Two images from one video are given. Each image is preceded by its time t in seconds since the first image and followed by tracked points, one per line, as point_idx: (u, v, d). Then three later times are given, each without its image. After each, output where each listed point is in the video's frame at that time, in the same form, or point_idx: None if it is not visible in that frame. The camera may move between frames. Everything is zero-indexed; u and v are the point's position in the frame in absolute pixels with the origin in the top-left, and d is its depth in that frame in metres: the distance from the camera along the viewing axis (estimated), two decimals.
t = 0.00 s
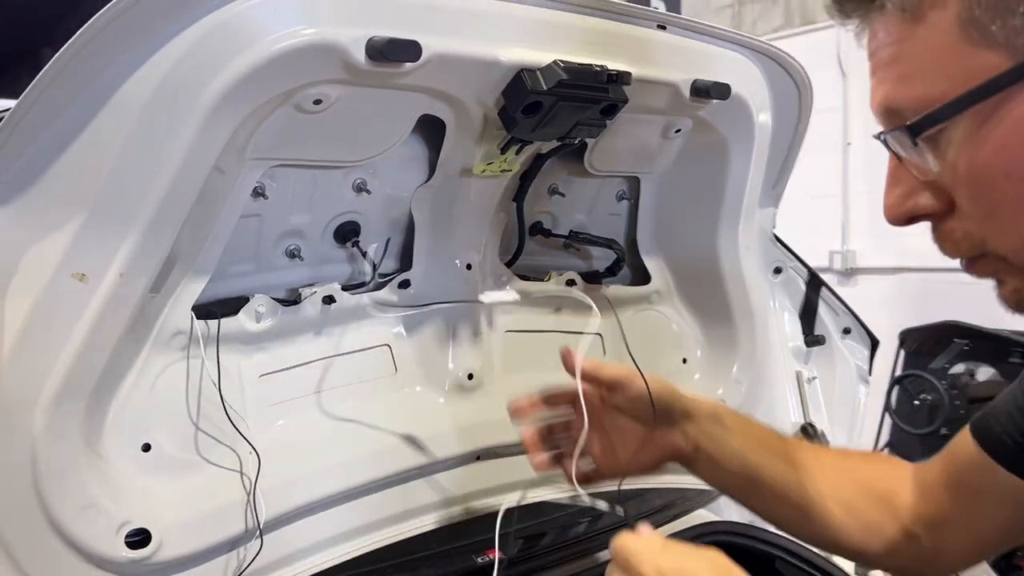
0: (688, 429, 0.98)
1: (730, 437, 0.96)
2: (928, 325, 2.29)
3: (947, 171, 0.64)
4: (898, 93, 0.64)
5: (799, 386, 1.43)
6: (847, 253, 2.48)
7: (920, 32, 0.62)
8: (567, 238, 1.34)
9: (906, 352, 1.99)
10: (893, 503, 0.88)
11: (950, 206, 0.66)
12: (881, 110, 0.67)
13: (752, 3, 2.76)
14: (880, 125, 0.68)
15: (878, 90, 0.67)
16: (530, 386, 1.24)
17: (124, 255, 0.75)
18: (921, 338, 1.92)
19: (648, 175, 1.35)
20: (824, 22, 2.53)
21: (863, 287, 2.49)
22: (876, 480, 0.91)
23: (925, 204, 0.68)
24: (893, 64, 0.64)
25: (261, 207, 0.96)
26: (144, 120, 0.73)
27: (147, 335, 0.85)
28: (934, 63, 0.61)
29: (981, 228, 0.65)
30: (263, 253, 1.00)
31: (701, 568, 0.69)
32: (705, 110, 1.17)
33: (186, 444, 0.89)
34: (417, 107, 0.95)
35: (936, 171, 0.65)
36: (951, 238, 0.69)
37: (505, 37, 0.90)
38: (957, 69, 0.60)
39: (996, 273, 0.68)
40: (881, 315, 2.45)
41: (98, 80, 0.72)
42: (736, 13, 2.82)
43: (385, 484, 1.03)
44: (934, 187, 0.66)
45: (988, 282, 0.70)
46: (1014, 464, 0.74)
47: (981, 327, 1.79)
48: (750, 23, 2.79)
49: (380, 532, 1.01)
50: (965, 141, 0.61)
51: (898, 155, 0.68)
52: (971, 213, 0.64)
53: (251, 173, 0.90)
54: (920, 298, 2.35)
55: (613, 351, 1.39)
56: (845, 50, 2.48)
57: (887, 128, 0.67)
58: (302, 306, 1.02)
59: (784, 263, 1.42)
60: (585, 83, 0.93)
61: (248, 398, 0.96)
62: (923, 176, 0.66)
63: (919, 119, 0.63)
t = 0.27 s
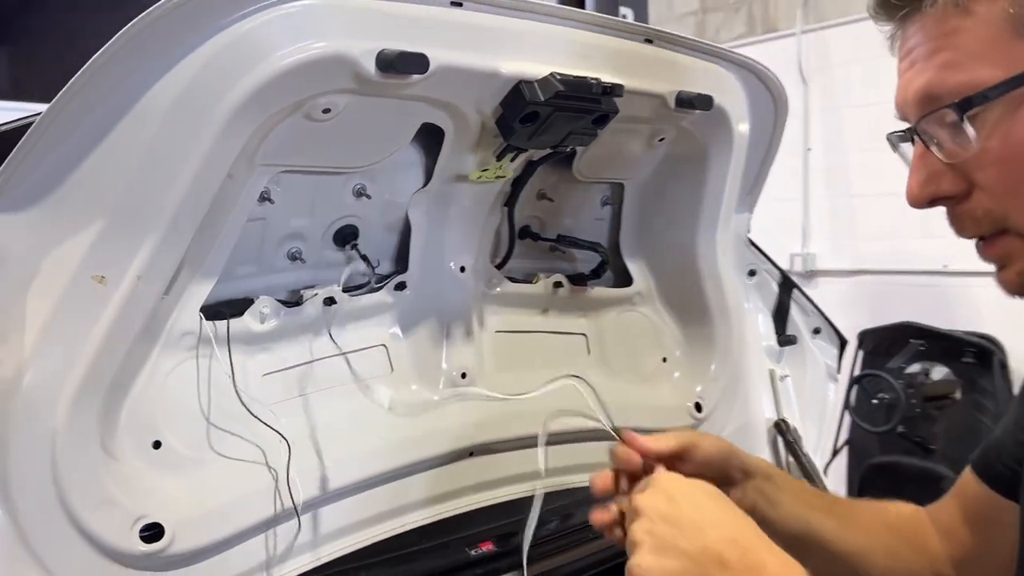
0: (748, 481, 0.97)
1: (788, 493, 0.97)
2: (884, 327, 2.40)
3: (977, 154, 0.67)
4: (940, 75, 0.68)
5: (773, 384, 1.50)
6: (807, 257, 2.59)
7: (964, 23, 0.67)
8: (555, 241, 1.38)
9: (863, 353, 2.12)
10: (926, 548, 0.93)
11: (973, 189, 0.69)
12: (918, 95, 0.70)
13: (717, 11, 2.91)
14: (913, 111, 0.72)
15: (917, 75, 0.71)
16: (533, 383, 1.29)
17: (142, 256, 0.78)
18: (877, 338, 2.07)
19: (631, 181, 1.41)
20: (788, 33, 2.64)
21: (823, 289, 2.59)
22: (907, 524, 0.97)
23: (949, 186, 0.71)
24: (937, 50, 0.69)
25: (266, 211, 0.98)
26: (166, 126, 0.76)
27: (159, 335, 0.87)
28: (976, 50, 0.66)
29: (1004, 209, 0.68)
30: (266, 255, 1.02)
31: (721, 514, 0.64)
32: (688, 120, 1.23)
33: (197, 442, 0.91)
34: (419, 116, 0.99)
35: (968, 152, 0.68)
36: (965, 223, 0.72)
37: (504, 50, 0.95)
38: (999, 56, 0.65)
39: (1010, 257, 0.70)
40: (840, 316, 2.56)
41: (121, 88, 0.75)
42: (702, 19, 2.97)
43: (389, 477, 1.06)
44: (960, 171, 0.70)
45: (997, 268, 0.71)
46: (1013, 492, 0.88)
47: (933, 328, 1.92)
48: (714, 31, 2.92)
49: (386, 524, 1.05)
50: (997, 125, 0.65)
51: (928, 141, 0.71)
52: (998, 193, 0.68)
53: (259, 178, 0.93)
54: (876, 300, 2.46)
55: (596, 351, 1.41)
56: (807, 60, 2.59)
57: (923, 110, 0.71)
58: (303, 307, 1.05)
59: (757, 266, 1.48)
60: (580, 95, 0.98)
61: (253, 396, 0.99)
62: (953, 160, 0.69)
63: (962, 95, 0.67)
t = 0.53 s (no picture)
0: (729, 373, 1.06)
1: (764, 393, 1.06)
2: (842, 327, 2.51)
3: (979, 137, 0.75)
4: (955, 63, 0.75)
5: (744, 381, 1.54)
6: (769, 259, 2.69)
7: (984, 18, 0.74)
8: (538, 244, 1.44)
9: (823, 354, 2.24)
10: (873, 478, 1.03)
11: (969, 169, 0.77)
12: (932, 78, 0.77)
13: (680, 19, 2.98)
14: (924, 94, 0.79)
15: (932, 62, 0.78)
16: (517, 379, 1.33)
17: (155, 259, 0.81)
18: (837, 340, 2.20)
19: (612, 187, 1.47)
20: (750, 40, 2.73)
21: (784, 291, 2.70)
22: (864, 459, 1.06)
23: (946, 165, 0.79)
24: (955, 40, 0.75)
25: (266, 215, 1.02)
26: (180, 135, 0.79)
27: (164, 335, 0.90)
28: (996, 43, 0.73)
29: (996, 188, 0.75)
30: (265, 257, 1.06)
31: (656, 511, 0.66)
32: (666, 129, 1.29)
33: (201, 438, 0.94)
34: (416, 124, 1.03)
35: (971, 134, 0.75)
36: (957, 199, 0.80)
37: (498, 63, 1.00)
38: (1013, 50, 0.72)
39: (989, 232, 0.78)
40: (801, 316, 2.67)
41: (136, 98, 0.78)
42: (665, 28, 3.03)
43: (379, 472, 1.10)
44: (961, 151, 0.77)
45: (974, 242, 0.80)
46: (964, 457, 0.97)
47: (891, 332, 2.10)
48: (679, 37, 2.99)
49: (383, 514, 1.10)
50: (1001, 113, 0.73)
51: (937, 122, 0.79)
52: (990, 172, 0.75)
53: (262, 183, 0.96)
54: (835, 301, 2.57)
55: (577, 351, 1.45)
56: (769, 68, 2.69)
57: (933, 93, 0.78)
58: (301, 308, 1.08)
59: (729, 268, 1.53)
60: (569, 105, 1.03)
61: (253, 395, 1.02)
62: (955, 141, 0.77)
63: (972, 82, 0.74)
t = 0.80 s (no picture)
0: (738, 336, 1.23)
1: (769, 358, 1.22)
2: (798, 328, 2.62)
3: (949, 131, 0.81)
4: (936, 61, 0.81)
5: (710, 379, 1.59)
6: (728, 262, 2.80)
7: (967, 23, 0.80)
8: (515, 246, 1.49)
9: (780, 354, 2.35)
10: (849, 441, 1.24)
11: (938, 160, 0.84)
12: (911, 74, 0.84)
13: (642, 26, 3.06)
14: (906, 89, 0.86)
15: (915, 61, 0.84)
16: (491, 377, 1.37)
17: (157, 258, 0.84)
18: (793, 341, 2.32)
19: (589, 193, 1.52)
20: (709, 48, 2.83)
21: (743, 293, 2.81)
22: (850, 431, 1.25)
23: (918, 154, 0.86)
24: (936, 42, 0.82)
25: (257, 217, 1.05)
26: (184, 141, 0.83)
27: (161, 332, 0.92)
28: (974, 46, 0.79)
29: (961, 180, 0.82)
30: (255, 258, 1.09)
31: (454, 501, 0.63)
32: (639, 137, 1.35)
33: (195, 432, 0.97)
34: (403, 131, 1.07)
35: (943, 127, 0.82)
36: (924, 188, 0.87)
37: (483, 73, 1.05)
38: (988, 55, 0.78)
39: (953, 218, 0.84)
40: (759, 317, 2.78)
41: (141, 104, 0.82)
42: (627, 35, 3.12)
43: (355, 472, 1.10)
44: (933, 143, 0.84)
45: (938, 228, 0.86)
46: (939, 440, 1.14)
47: (847, 333, 2.23)
48: (640, 44, 3.08)
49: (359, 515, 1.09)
50: (971, 111, 0.79)
51: (914, 115, 0.86)
52: (956, 163, 0.82)
53: (256, 186, 0.99)
54: (791, 303, 2.69)
55: (551, 350, 1.49)
56: (728, 75, 2.79)
57: (914, 88, 0.84)
58: (291, 307, 1.12)
59: (696, 271, 1.56)
60: (551, 114, 1.09)
61: (245, 391, 1.05)
62: (928, 132, 0.84)
63: (949, 80, 0.80)
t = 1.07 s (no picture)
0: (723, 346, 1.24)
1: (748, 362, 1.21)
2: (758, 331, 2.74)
3: (892, 150, 0.79)
4: (878, 81, 0.80)
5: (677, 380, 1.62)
6: (691, 266, 2.91)
7: (907, 49, 0.78)
8: (494, 251, 1.54)
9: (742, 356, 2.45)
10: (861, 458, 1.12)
11: (881, 178, 0.82)
12: (856, 95, 0.82)
13: (608, 34, 3.16)
14: (852, 105, 0.84)
15: (860, 82, 0.82)
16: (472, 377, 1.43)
17: (159, 263, 0.87)
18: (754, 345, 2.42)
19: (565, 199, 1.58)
20: (674, 57, 2.93)
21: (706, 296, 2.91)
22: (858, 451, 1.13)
23: (863, 169, 0.85)
24: (881, 64, 0.80)
25: (250, 223, 1.09)
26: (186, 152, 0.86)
27: (160, 335, 0.96)
28: (915, 70, 0.77)
29: (903, 196, 0.80)
30: (246, 263, 1.12)
31: (436, 374, 0.61)
32: (613, 149, 1.41)
33: (190, 431, 1.00)
34: (392, 142, 1.12)
35: (884, 146, 0.80)
36: (869, 204, 0.86)
37: (469, 88, 1.10)
38: (926, 78, 0.76)
39: (890, 231, 0.84)
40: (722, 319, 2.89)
41: (148, 117, 0.86)
42: (594, 43, 3.21)
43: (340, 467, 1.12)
44: (876, 160, 0.82)
45: (879, 240, 0.86)
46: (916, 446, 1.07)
47: (804, 337, 2.32)
48: (606, 52, 3.17)
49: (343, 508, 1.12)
50: (911, 130, 0.77)
51: (861, 133, 0.84)
52: (895, 181, 0.80)
53: (250, 194, 1.03)
54: (752, 306, 2.80)
55: (528, 351, 1.56)
56: (692, 84, 2.89)
57: (859, 105, 0.82)
58: (280, 310, 1.16)
59: (665, 276, 1.60)
60: (532, 127, 1.14)
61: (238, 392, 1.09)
62: (873, 150, 0.82)
63: (892, 99, 0.78)
